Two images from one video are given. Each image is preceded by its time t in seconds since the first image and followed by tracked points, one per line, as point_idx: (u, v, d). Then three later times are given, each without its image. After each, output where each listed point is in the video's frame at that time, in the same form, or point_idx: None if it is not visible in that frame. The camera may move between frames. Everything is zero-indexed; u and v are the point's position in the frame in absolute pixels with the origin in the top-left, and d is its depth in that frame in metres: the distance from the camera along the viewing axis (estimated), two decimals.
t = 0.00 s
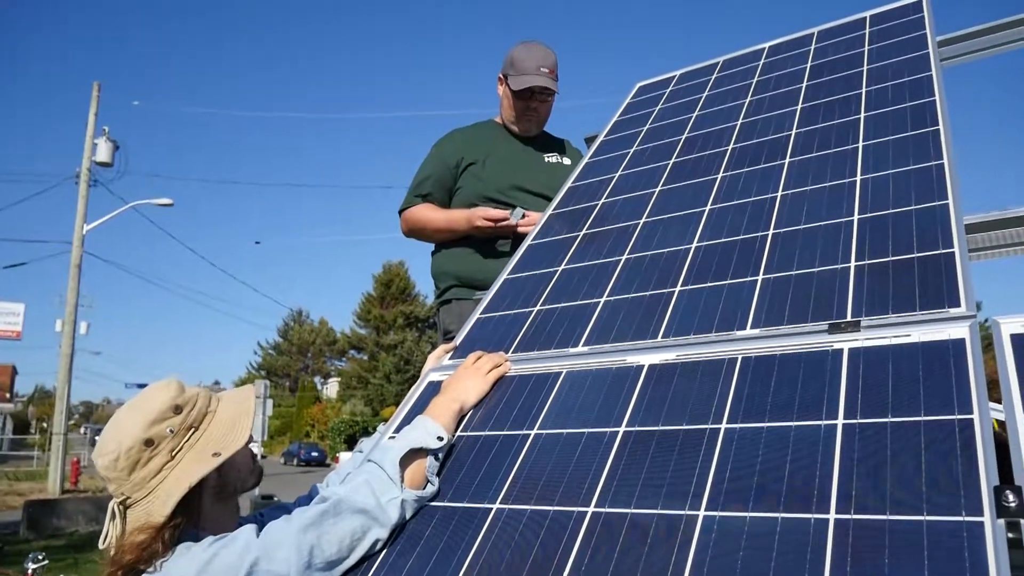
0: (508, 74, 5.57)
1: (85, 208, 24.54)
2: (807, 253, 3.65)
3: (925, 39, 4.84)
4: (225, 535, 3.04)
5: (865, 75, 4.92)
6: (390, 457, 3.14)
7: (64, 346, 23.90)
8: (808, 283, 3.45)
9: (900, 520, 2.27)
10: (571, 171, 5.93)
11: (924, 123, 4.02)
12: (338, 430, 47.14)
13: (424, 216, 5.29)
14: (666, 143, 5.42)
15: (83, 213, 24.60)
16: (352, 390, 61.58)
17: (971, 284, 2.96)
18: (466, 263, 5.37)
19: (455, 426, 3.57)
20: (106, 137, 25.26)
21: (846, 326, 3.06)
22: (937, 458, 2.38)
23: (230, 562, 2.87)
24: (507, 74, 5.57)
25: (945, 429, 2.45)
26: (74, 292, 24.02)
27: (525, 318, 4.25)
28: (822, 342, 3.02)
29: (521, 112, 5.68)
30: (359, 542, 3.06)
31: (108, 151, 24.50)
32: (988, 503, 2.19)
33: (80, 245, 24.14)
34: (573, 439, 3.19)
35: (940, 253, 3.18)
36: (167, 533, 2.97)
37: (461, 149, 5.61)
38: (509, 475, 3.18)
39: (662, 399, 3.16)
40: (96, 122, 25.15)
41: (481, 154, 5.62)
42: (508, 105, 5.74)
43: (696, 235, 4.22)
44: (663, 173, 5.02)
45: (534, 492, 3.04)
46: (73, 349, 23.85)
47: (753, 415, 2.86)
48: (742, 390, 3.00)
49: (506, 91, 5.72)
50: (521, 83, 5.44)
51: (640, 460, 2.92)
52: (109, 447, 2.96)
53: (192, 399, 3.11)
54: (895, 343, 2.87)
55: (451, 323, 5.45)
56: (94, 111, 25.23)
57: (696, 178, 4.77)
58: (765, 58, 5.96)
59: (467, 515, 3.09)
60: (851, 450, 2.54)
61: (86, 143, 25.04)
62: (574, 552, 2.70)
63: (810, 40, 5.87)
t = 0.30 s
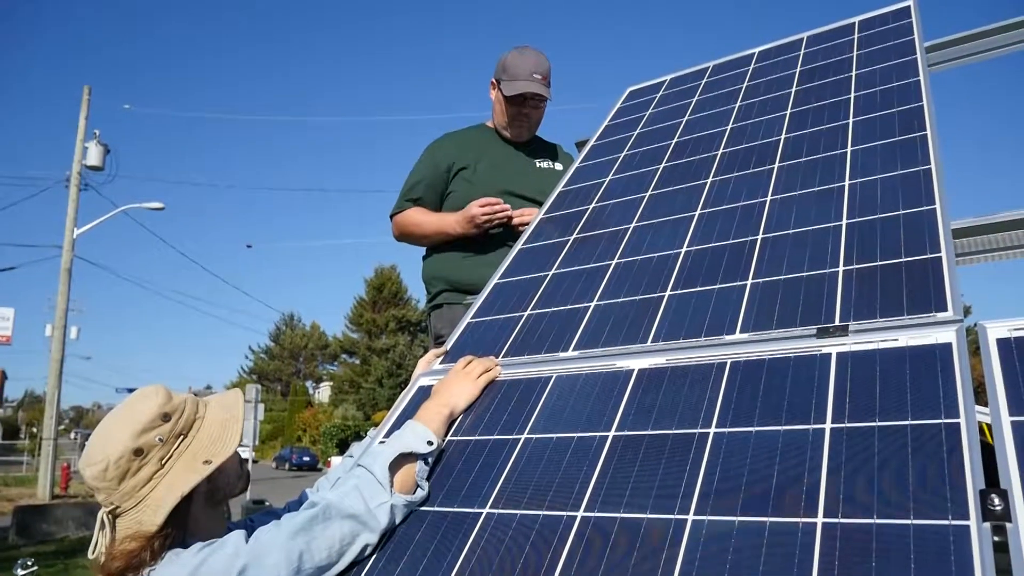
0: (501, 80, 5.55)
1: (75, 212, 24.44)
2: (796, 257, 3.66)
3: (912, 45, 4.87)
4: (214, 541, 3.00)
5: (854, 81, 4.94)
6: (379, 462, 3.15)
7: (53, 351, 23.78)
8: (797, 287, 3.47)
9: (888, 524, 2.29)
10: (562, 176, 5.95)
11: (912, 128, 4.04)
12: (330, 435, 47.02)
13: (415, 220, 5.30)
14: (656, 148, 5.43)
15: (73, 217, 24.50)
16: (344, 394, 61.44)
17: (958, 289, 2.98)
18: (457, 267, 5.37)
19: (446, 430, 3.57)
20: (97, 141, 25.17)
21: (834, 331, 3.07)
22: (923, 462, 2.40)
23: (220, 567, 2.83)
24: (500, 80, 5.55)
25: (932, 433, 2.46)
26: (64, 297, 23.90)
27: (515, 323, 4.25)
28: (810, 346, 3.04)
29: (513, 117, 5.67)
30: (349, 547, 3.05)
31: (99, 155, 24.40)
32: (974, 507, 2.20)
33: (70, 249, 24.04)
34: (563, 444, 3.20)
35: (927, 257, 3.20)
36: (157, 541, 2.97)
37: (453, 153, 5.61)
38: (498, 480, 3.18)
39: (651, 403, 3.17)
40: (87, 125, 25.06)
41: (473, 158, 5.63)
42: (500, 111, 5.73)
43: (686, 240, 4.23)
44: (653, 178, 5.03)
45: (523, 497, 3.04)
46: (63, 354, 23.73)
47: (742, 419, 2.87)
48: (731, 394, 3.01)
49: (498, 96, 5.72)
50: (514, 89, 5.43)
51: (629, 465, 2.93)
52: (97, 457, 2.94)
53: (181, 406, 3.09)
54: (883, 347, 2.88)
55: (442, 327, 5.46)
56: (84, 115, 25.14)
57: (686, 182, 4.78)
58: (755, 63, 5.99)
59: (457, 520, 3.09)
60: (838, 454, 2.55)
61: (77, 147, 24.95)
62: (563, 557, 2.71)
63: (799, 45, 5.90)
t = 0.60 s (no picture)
0: (488, 85, 5.54)
1: (67, 217, 24.35)
2: (786, 256, 3.68)
3: (902, 45, 4.89)
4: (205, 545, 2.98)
5: (843, 81, 4.96)
6: (372, 464, 3.14)
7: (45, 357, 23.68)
8: (788, 286, 3.48)
9: (878, 521, 2.30)
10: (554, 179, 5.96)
11: (901, 128, 4.06)
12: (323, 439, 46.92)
13: (408, 218, 5.30)
14: (647, 149, 5.44)
15: (64, 222, 24.41)
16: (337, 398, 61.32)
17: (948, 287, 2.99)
18: (448, 269, 5.37)
19: (438, 432, 3.56)
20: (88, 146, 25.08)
21: (825, 329, 3.08)
22: (913, 460, 2.41)
23: (212, 570, 2.81)
24: (487, 84, 5.55)
25: (922, 430, 2.47)
26: (56, 302, 23.80)
27: (507, 324, 4.25)
28: (801, 345, 3.05)
29: (502, 123, 5.65)
30: (341, 550, 3.04)
31: (90, 159, 24.33)
32: (964, 504, 2.21)
33: (62, 254, 23.95)
34: (555, 444, 3.20)
35: (917, 256, 3.21)
36: (150, 546, 2.94)
37: (445, 155, 5.62)
38: (491, 480, 3.18)
39: (643, 403, 3.17)
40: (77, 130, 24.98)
41: (465, 161, 5.63)
42: (488, 115, 5.72)
43: (677, 240, 4.24)
44: (644, 179, 5.04)
45: (516, 497, 3.05)
46: (55, 359, 23.63)
47: (733, 418, 2.88)
48: (723, 393, 3.01)
49: (486, 101, 5.69)
50: (501, 94, 5.42)
51: (622, 464, 2.93)
52: (88, 463, 2.93)
53: (172, 411, 3.08)
54: (874, 345, 2.89)
55: (435, 329, 5.46)
56: (75, 120, 25.06)
57: (677, 183, 4.79)
58: (745, 64, 6.00)
59: (450, 521, 3.09)
60: (829, 452, 2.56)
61: (67, 152, 24.87)
62: (556, 557, 2.71)
63: (789, 46, 5.92)
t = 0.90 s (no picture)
0: (477, 86, 5.54)
1: (59, 218, 24.27)
2: (778, 255, 3.68)
3: (892, 44, 4.91)
4: (196, 547, 2.98)
5: (834, 79, 4.97)
6: (364, 464, 3.13)
7: (37, 359, 23.59)
8: (779, 284, 3.48)
9: (870, 518, 2.30)
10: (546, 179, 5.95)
11: (892, 126, 4.07)
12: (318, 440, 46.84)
13: (402, 219, 5.29)
14: (639, 148, 5.44)
15: (56, 224, 24.32)
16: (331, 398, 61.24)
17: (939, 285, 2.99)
18: (441, 270, 5.36)
19: (430, 432, 3.56)
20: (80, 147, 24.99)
21: (816, 327, 3.09)
22: (905, 457, 2.41)
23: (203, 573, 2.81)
24: (477, 86, 5.55)
25: (913, 428, 2.48)
26: (48, 304, 23.71)
27: (499, 323, 4.25)
28: (792, 343, 3.05)
29: (492, 124, 5.65)
30: (333, 551, 3.03)
31: (82, 161, 24.24)
32: (954, 501, 2.22)
33: (54, 256, 23.86)
34: (548, 443, 3.20)
35: (908, 253, 3.21)
36: (141, 548, 2.95)
37: (438, 155, 5.61)
38: (483, 480, 3.18)
39: (636, 402, 3.17)
40: (69, 131, 24.89)
41: (458, 161, 5.63)
42: (479, 116, 5.72)
43: (669, 239, 4.24)
44: (636, 178, 5.04)
45: (508, 497, 3.04)
46: (47, 361, 23.54)
47: (725, 416, 2.88)
48: (715, 391, 3.02)
49: (476, 102, 5.69)
50: (490, 96, 5.43)
51: (614, 463, 2.93)
52: (79, 464, 2.91)
53: (164, 412, 3.07)
54: (865, 343, 2.90)
55: (428, 330, 5.45)
56: (66, 121, 24.97)
57: (669, 182, 4.80)
58: (737, 62, 6.01)
59: (442, 521, 3.08)
60: (821, 451, 2.57)
61: (59, 153, 24.78)
62: (548, 557, 2.71)
63: (781, 44, 5.93)
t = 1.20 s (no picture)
0: (476, 83, 5.53)
1: (56, 218, 24.23)
2: (777, 253, 3.67)
3: (891, 42, 4.90)
4: (194, 546, 2.96)
5: (833, 78, 4.96)
6: (363, 462, 3.11)
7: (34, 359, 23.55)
8: (779, 283, 3.47)
9: (870, 516, 2.29)
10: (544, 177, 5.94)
11: (891, 124, 4.06)
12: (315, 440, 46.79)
13: (401, 219, 5.27)
14: (637, 147, 5.43)
15: (53, 224, 24.27)
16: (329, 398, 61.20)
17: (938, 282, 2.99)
18: (438, 270, 5.36)
19: (429, 431, 3.55)
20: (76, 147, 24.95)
21: (815, 325, 3.08)
22: (905, 455, 2.40)
23: (201, 572, 2.79)
24: (475, 83, 5.53)
25: (913, 426, 2.47)
26: (45, 304, 23.68)
27: (498, 322, 4.24)
28: (792, 341, 3.04)
29: (491, 121, 5.63)
30: (332, 550, 3.02)
31: (79, 161, 24.19)
32: (955, 499, 2.21)
33: (51, 256, 23.82)
34: (547, 442, 3.19)
35: (907, 251, 3.21)
36: (139, 547, 2.92)
37: (436, 153, 5.60)
38: (482, 479, 3.17)
39: (635, 400, 3.16)
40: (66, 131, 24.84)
41: (455, 160, 5.61)
42: (477, 113, 5.71)
43: (668, 237, 4.23)
44: (634, 177, 5.03)
45: (507, 496, 3.03)
46: (45, 361, 23.50)
47: (725, 415, 2.87)
48: (714, 389, 3.01)
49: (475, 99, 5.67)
50: (489, 93, 5.41)
51: (613, 462, 2.92)
52: (76, 463, 2.90)
53: (162, 411, 3.05)
54: (864, 341, 2.89)
55: (424, 329, 5.43)
56: (63, 121, 24.92)
57: (668, 180, 4.79)
58: (735, 61, 6.00)
59: (441, 520, 3.07)
60: (821, 449, 2.56)
61: (56, 153, 24.74)
62: (547, 556, 2.69)
63: (779, 43, 5.92)
